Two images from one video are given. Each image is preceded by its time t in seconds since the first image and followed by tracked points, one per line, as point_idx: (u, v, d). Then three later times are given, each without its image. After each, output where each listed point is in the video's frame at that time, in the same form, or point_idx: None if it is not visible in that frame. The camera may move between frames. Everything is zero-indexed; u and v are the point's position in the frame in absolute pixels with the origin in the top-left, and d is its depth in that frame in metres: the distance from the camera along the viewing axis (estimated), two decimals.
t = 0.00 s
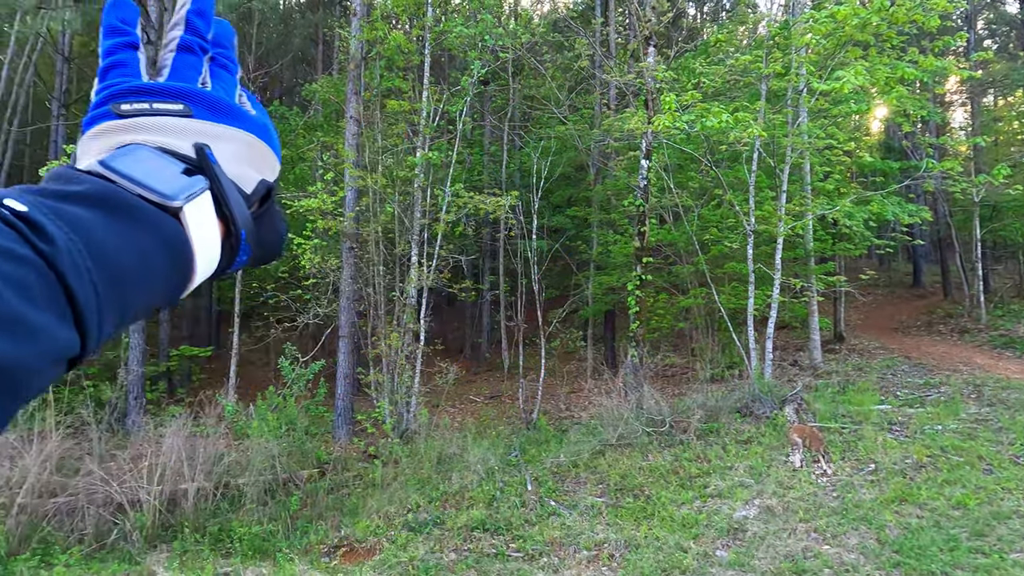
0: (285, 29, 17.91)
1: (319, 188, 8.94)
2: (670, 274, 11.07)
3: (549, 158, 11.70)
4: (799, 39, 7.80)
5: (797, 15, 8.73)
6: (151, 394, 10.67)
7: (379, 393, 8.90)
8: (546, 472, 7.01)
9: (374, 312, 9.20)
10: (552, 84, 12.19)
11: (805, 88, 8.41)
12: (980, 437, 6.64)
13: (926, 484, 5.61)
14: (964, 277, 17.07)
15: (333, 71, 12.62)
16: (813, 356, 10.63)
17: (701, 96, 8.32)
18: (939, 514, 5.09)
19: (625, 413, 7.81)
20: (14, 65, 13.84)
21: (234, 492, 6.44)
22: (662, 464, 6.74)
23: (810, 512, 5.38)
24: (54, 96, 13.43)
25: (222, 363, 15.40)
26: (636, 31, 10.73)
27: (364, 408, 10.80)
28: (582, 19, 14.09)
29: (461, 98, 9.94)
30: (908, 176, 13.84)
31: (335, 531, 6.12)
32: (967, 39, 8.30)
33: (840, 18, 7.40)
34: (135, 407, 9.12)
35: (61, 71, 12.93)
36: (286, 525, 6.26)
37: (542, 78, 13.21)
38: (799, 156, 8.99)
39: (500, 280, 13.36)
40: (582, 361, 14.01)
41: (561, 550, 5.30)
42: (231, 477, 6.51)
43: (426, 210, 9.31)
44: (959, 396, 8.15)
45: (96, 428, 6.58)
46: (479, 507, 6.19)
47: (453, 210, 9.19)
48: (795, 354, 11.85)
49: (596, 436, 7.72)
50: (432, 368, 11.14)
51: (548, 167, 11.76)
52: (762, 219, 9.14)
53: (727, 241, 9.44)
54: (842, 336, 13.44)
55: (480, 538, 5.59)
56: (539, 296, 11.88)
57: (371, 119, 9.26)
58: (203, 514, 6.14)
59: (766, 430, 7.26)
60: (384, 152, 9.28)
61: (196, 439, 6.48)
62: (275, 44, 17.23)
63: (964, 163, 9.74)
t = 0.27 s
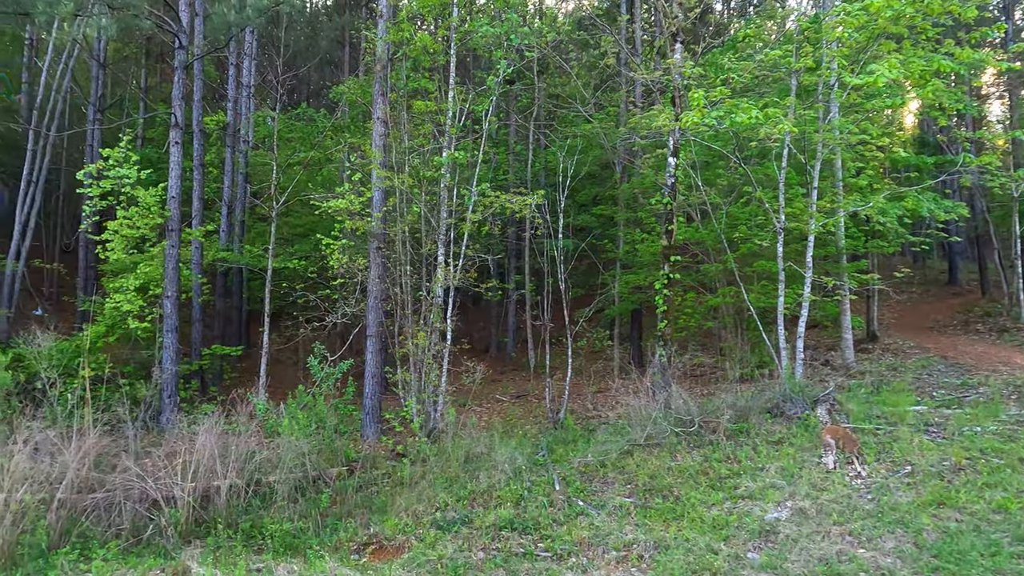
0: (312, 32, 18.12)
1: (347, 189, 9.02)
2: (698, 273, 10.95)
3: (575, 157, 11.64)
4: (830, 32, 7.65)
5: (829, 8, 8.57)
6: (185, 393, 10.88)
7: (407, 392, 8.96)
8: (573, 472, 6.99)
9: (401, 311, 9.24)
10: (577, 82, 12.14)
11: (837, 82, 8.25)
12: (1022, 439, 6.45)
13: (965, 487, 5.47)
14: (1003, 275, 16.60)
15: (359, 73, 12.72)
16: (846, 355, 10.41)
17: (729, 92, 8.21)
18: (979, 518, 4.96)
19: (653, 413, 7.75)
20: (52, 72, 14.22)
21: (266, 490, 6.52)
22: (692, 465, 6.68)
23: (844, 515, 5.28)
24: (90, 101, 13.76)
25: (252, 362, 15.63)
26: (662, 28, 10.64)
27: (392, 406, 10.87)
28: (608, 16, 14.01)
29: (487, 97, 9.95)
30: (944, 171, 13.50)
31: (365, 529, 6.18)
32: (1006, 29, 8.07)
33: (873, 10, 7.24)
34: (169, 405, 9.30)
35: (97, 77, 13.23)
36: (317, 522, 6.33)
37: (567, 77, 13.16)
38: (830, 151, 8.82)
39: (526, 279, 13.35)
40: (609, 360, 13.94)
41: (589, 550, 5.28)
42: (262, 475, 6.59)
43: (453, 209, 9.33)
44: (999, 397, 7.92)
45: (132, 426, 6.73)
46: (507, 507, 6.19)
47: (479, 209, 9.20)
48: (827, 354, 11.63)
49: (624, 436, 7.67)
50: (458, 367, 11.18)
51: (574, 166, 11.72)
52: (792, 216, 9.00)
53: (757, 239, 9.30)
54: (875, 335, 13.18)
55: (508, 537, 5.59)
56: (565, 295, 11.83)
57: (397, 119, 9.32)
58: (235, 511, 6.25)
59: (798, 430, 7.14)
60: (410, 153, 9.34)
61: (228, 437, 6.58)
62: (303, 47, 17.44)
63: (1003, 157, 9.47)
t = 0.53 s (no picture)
0: (325, 32, 18.19)
1: (361, 187, 9.04)
2: (712, 271, 10.88)
3: (589, 155, 11.60)
4: (847, 27, 7.56)
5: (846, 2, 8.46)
6: (201, 390, 10.97)
7: (421, 390, 8.98)
8: (588, 471, 6.97)
9: (414, 309, 9.26)
10: (591, 80, 12.09)
11: (854, 77, 8.14)
12: None
13: (986, 488, 5.40)
14: None
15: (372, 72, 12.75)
16: (863, 354, 10.32)
17: (745, 88, 8.14)
18: (1000, 519, 4.89)
19: (668, 412, 7.71)
20: (70, 72, 14.37)
21: (282, 487, 6.57)
22: (707, 464, 6.64)
23: (863, 515, 5.22)
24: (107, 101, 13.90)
25: (268, 360, 15.73)
26: (676, 24, 10.57)
27: (406, 404, 10.90)
28: (621, 13, 13.93)
29: (500, 95, 9.93)
30: (963, 168, 13.33)
31: (380, 526, 6.20)
32: None
33: (892, 5, 7.14)
34: (186, 403, 9.38)
35: (114, 77, 13.36)
36: (332, 519, 6.37)
37: (580, 74, 13.11)
38: (848, 148, 8.72)
39: (540, 277, 13.33)
40: (623, 358, 13.90)
41: (605, 549, 5.26)
42: (278, 472, 6.63)
43: (466, 208, 9.34)
44: (1020, 396, 7.81)
45: (150, 423, 6.80)
46: (522, 505, 6.19)
47: (493, 207, 9.20)
48: (843, 353, 11.53)
49: (639, 435, 7.65)
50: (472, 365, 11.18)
51: (587, 163, 11.68)
52: (808, 213, 8.91)
53: (772, 236, 9.23)
54: (893, 334, 13.03)
55: (523, 536, 5.59)
56: (579, 293, 11.80)
57: (411, 118, 9.34)
58: (252, 508, 6.30)
59: (815, 429, 7.08)
60: (424, 151, 9.34)
61: (245, 435, 6.63)
62: (316, 46, 17.51)
63: None
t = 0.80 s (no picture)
0: (331, 30, 18.22)
1: (367, 185, 9.06)
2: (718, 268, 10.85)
3: (594, 152, 11.59)
4: (853, 23, 7.52)
5: None
6: (207, 388, 11.01)
7: (426, 387, 8.99)
8: (593, 468, 6.98)
9: (420, 307, 9.27)
10: (596, 77, 12.07)
11: (861, 74, 8.10)
12: None
13: (993, 486, 5.38)
14: None
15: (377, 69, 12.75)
16: (869, 352, 10.28)
17: (750, 86, 8.11)
18: (1007, 518, 4.88)
19: (673, 410, 7.71)
20: (76, 71, 14.42)
21: (288, 483, 6.61)
22: (712, 462, 6.64)
23: (869, 513, 5.22)
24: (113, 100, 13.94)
25: (274, 357, 15.77)
26: (681, 21, 10.53)
27: (411, 402, 10.91)
28: (626, 10, 13.90)
29: (505, 92, 9.92)
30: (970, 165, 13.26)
31: (386, 523, 6.22)
32: None
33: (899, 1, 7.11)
34: (192, 400, 9.42)
35: (120, 76, 13.41)
36: (338, 516, 6.40)
37: (585, 71, 13.08)
38: (854, 145, 8.68)
39: (545, 274, 13.33)
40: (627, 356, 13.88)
41: (610, 546, 5.27)
42: (284, 469, 6.67)
43: (472, 205, 9.34)
44: None
45: (157, 420, 6.83)
46: (527, 502, 6.20)
47: (498, 205, 9.20)
48: (849, 350, 11.50)
49: (644, 432, 7.65)
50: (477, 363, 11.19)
51: (592, 161, 11.67)
52: (815, 211, 8.88)
53: (778, 233, 9.20)
54: (899, 332, 12.97)
55: (528, 533, 5.60)
56: (584, 291, 11.78)
57: (416, 116, 9.35)
58: (258, 504, 6.33)
59: (821, 428, 7.07)
60: (429, 149, 9.36)
61: (252, 432, 6.67)
62: (322, 44, 17.53)
63: None
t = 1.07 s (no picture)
0: (331, 28, 18.20)
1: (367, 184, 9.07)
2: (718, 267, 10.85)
3: (595, 150, 11.57)
4: (854, 21, 7.50)
5: None
6: (208, 386, 11.03)
7: (426, 386, 9.00)
8: (593, 466, 6.99)
9: (420, 305, 9.28)
10: (597, 75, 12.06)
11: (862, 72, 8.08)
12: None
13: (992, 484, 5.37)
14: None
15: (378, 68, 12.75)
16: (870, 350, 10.27)
17: (751, 84, 8.10)
18: (1007, 516, 4.87)
19: (673, 408, 7.72)
20: (78, 69, 14.44)
21: (288, 481, 6.62)
22: (712, 460, 6.64)
23: (868, 511, 5.21)
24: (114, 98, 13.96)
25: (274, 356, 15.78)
26: (682, 19, 10.52)
27: (411, 400, 10.92)
28: (627, 8, 13.89)
29: (506, 91, 9.91)
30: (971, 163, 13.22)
31: (385, 521, 6.24)
32: None
33: None
34: (193, 398, 9.44)
35: (121, 74, 13.41)
36: (338, 514, 6.42)
37: (586, 70, 13.08)
38: (855, 143, 8.66)
39: (545, 272, 13.33)
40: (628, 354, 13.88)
41: (609, 544, 5.27)
42: (284, 466, 6.68)
43: (472, 204, 9.34)
44: None
45: (157, 418, 6.84)
46: (526, 500, 6.21)
47: (498, 203, 9.21)
48: (850, 349, 11.49)
49: (644, 431, 7.65)
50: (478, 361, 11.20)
51: (593, 159, 11.67)
52: (815, 209, 8.87)
53: (778, 232, 9.18)
54: (900, 330, 12.96)
55: (528, 531, 5.61)
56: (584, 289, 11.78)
57: (416, 114, 9.35)
58: (259, 502, 6.34)
59: (821, 426, 7.06)
60: (430, 147, 9.36)
61: (252, 430, 6.69)
62: (323, 43, 17.55)
63: None
